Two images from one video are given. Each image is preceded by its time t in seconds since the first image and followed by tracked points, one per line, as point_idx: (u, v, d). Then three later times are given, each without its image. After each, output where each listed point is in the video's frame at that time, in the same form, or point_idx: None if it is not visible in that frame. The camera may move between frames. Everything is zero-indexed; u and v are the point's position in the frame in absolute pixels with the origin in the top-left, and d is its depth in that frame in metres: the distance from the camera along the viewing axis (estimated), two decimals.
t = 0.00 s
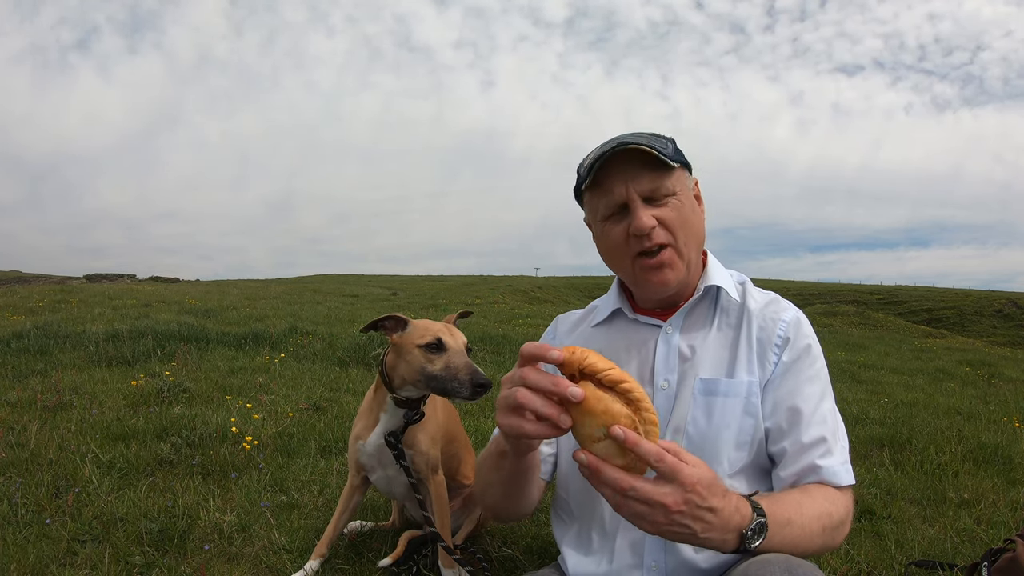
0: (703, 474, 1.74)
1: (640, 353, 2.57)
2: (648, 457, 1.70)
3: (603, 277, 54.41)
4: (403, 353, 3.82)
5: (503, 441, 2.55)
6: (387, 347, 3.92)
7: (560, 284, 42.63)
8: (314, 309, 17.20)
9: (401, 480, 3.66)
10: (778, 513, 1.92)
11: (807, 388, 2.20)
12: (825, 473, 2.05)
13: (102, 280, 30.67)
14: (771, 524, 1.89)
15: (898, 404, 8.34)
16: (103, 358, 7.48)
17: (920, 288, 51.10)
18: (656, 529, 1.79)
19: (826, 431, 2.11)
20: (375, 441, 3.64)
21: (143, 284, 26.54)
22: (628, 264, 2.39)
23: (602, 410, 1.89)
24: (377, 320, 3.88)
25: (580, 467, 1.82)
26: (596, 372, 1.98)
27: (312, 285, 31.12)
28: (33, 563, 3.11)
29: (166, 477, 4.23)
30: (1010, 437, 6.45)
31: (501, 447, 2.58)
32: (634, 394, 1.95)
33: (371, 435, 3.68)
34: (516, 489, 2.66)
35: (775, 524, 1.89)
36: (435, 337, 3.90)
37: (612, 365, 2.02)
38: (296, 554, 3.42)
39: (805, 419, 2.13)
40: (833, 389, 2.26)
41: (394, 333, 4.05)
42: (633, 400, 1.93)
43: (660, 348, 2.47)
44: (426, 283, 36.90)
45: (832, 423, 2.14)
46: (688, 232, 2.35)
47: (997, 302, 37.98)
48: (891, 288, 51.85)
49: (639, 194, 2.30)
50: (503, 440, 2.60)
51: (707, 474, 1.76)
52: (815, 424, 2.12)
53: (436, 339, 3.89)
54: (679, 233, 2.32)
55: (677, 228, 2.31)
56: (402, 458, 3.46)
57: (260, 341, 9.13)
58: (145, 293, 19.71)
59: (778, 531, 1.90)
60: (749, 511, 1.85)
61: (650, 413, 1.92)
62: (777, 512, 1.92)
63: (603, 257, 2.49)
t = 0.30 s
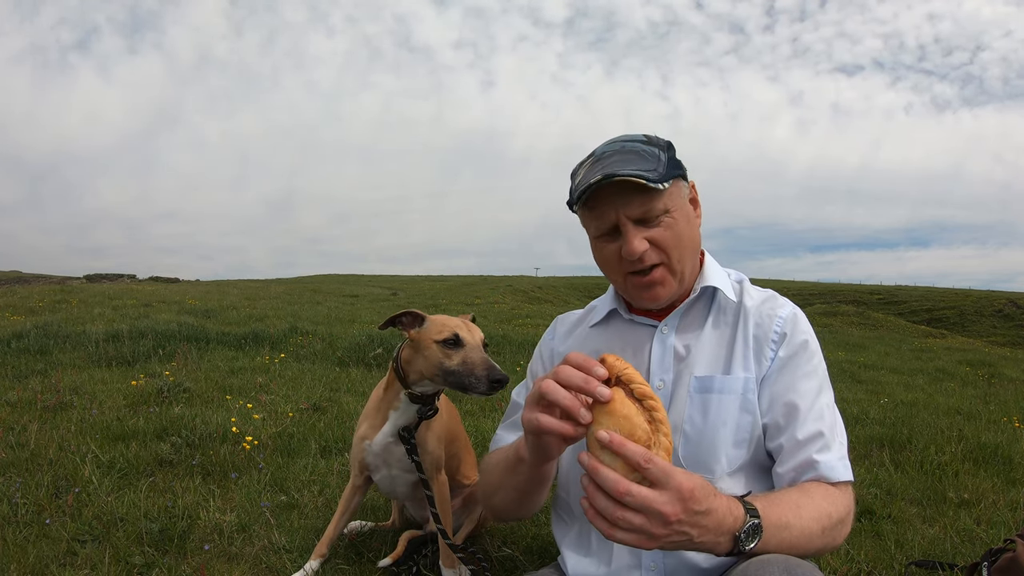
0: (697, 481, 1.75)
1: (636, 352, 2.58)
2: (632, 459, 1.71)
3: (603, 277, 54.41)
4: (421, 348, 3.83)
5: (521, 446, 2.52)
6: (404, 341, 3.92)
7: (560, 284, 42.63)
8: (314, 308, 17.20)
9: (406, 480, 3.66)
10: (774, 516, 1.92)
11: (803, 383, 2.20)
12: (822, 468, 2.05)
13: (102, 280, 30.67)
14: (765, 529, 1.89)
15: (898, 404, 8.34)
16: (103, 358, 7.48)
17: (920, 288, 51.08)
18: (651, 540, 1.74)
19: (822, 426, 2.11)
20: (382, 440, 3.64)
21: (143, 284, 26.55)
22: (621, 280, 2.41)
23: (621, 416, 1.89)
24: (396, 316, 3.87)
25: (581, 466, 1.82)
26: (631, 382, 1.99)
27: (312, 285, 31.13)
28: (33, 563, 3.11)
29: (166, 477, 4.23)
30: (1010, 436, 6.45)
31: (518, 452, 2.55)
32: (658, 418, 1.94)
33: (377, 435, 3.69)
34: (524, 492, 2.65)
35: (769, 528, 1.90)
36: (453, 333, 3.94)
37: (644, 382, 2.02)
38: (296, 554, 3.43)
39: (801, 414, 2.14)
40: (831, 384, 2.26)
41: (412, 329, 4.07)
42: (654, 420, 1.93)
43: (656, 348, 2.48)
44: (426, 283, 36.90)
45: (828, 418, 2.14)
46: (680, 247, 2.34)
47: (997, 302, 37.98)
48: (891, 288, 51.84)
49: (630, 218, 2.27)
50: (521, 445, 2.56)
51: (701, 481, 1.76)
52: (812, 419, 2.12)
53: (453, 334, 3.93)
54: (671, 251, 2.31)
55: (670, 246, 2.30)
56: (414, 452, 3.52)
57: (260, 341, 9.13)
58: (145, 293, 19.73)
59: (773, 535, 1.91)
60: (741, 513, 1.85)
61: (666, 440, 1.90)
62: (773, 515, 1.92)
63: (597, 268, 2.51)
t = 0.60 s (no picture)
0: (696, 482, 1.75)
1: (628, 352, 2.57)
2: (629, 464, 1.71)
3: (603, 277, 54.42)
4: (404, 342, 3.88)
5: (517, 446, 2.52)
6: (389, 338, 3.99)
7: (560, 284, 42.64)
8: (314, 308, 17.21)
9: (406, 480, 3.66)
10: (773, 516, 1.92)
11: (804, 383, 2.21)
12: (823, 468, 2.05)
13: (103, 281, 30.67)
14: (765, 529, 1.89)
15: (898, 404, 8.34)
16: (103, 358, 7.49)
17: (921, 287, 51.07)
18: (650, 542, 1.74)
19: (823, 426, 2.11)
20: (381, 440, 3.64)
21: (143, 284, 26.58)
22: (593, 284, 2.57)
23: (619, 424, 1.88)
24: (381, 311, 3.92)
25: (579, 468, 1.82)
26: (628, 391, 1.98)
27: (312, 286, 31.15)
28: (33, 563, 3.11)
29: (166, 477, 4.23)
30: (1010, 436, 6.45)
31: (515, 453, 2.54)
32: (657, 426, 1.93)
33: (376, 434, 3.69)
34: (522, 492, 2.65)
35: (769, 529, 1.90)
36: (434, 325, 4.00)
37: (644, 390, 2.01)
38: (296, 554, 3.43)
39: (802, 414, 2.14)
40: (832, 384, 2.26)
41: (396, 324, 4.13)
42: (654, 428, 1.92)
43: (646, 347, 2.47)
44: (426, 283, 36.92)
45: (830, 418, 2.14)
46: (637, 273, 2.37)
47: (997, 302, 37.97)
48: (891, 288, 51.85)
49: (585, 241, 2.38)
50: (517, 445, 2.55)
51: (700, 482, 1.76)
52: (813, 419, 2.12)
53: (435, 326, 3.99)
54: (624, 276, 2.38)
55: (623, 271, 2.37)
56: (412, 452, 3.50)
57: (260, 341, 9.14)
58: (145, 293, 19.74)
59: (772, 536, 1.91)
60: (740, 514, 1.85)
61: (665, 448, 1.89)
62: (773, 516, 1.92)
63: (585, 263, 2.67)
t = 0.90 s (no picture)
0: (694, 481, 1.75)
1: (627, 351, 2.57)
2: (627, 464, 1.71)
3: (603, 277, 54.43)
4: (403, 341, 3.85)
5: (516, 446, 2.52)
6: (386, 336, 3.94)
7: (560, 284, 42.66)
8: (314, 309, 17.21)
9: (405, 480, 3.66)
10: (772, 516, 1.92)
11: (804, 383, 2.21)
12: (823, 469, 2.05)
13: (103, 281, 30.67)
14: (764, 529, 1.89)
15: (898, 404, 8.34)
16: (103, 358, 7.49)
17: (921, 287, 51.06)
18: (649, 541, 1.74)
19: (824, 427, 2.11)
20: (379, 439, 3.63)
21: (143, 284, 26.62)
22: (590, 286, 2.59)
23: (617, 425, 1.88)
24: (375, 310, 3.89)
25: (578, 469, 1.82)
26: (626, 391, 1.97)
27: (312, 286, 31.17)
28: (33, 563, 3.11)
29: (166, 477, 4.23)
30: (1010, 436, 6.45)
31: (513, 452, 2.54)
32: (655, 426, 1.93)
33: (374, 433, 3.69)
34: (521, 491, 2.65)
35: (768, 528, 1.90)
36: (433, 322, 3.99)
37: (642, 390, 2.01)
38: (296, 554, 3.43)
39: (802, 415, 2.14)
40: (832, 385, 2.26)
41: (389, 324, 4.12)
42: (652, 428, 1.92)
43: (643, 347, 2.48)
44: (426, 283, 36.92)
45: (830, 418, 2.15)
46: (631, 278, 2.38)
47: (997, 302, 37.98)
48: (891, 288, 51.84)
49: (579, 247, 2.39)
50: (516, 445, 2.56)
51: (698, 482, 1.76)
52: (813, 420, 2.12)
53: (434, 324, 3.97)
54: (618, 280, 2.39)
55: (616, 276, 2.39)
56: (410, 450, 3.47)
57: (260, 341, 9.14)
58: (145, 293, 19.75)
59: (772, 536, 1.91)
60: (738, 513, 1.85)
61: (663, 448, 1.89)
62: (772, 515, 1.92)
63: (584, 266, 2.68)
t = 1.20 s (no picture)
0: (693, 481, 1.75)
1: (627, 351, 2.57)
2: (625, 466, 1.70)
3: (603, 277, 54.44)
4: (420, 332, 3.82)
5: (515, 447, 2.51)
6: (395, 331, 3.86)
7: (560, 283, 42.65)
8: (314, 309, 17.20)
9: (405, 479, 3.66)
10: (771, 515, 1.92)
11: (803, 384, 2.20)
12: (822, 469, 2.05)
13: (103, 281, 30.66)
14: (763, 528, 1.89)
15: (898, 404, 8.33)
16: (103, 358, 7.49)
17: (921, 287, 51.06)
18: (648, 542, 1.74)
19: (823, 427, 2.11)
20: (379, 439, 3.63)
21: (143, 284, 26.62)
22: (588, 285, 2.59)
23: (615, 427, 1.88)
24: (381, 312, 3.88)
25: (576, 471, 1.82)
26: (624, 392, 1.97)
27: (312, 286, 31.18)
28: (33, 563, 3.11)
29: (166, 477, 4.23)
30: (1010, 437, 6.44)
31: (512, 453, 2.54)
32: (653, 426, 1.93)
33: (374, 433, 3.68)
34: (521, 491, 2.64)
35: (767, 528, 1.90)
36: (441, 309, 4.02)
37: (641, 390, 2.00)
38: (296, 554, 3.43)
39: (801, 415, 2.14)
40: (832, 385, 2.26)
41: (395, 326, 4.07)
42: (650, 429, 1.91)
43: (642, 348, 2.48)
44: (426, 283, 36.92)
45: (829, 418, 2.14)
46: (629, 278, 2.38)
47: (997, 302, 37.97)
48: (891, 288, 51.82)
49: (577, 246, 2.39)
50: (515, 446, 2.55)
51: (697, 482, 1.76)
52: (812, 420, 2.12)
53: (442, 311, 4.01)
54: (617, 279, 2.40)
55: (615, 275, 2.39)
56: (413, 449, 3.53)
57: (260, 341, 9.13)
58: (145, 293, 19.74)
59: (771, 535, 1.91)
60: (737, 513, 1.85)
61: (661, 449, 1.89)
62: (771, 515, 1.92)
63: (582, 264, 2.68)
